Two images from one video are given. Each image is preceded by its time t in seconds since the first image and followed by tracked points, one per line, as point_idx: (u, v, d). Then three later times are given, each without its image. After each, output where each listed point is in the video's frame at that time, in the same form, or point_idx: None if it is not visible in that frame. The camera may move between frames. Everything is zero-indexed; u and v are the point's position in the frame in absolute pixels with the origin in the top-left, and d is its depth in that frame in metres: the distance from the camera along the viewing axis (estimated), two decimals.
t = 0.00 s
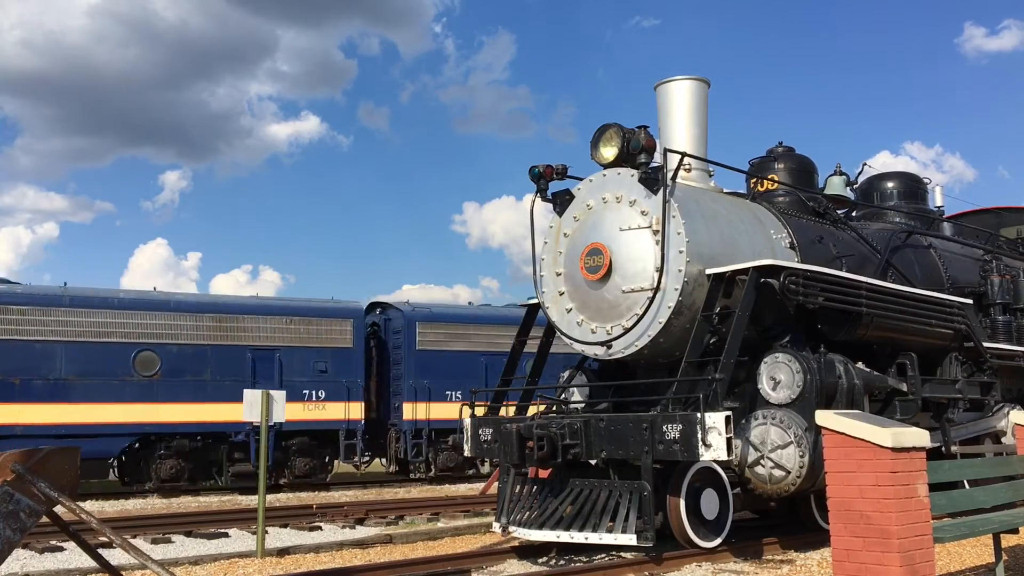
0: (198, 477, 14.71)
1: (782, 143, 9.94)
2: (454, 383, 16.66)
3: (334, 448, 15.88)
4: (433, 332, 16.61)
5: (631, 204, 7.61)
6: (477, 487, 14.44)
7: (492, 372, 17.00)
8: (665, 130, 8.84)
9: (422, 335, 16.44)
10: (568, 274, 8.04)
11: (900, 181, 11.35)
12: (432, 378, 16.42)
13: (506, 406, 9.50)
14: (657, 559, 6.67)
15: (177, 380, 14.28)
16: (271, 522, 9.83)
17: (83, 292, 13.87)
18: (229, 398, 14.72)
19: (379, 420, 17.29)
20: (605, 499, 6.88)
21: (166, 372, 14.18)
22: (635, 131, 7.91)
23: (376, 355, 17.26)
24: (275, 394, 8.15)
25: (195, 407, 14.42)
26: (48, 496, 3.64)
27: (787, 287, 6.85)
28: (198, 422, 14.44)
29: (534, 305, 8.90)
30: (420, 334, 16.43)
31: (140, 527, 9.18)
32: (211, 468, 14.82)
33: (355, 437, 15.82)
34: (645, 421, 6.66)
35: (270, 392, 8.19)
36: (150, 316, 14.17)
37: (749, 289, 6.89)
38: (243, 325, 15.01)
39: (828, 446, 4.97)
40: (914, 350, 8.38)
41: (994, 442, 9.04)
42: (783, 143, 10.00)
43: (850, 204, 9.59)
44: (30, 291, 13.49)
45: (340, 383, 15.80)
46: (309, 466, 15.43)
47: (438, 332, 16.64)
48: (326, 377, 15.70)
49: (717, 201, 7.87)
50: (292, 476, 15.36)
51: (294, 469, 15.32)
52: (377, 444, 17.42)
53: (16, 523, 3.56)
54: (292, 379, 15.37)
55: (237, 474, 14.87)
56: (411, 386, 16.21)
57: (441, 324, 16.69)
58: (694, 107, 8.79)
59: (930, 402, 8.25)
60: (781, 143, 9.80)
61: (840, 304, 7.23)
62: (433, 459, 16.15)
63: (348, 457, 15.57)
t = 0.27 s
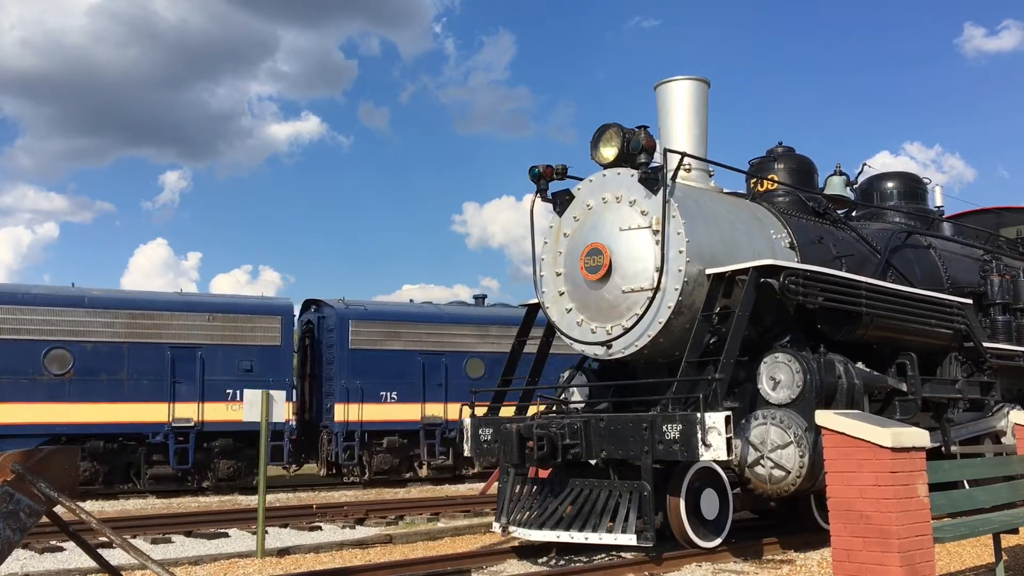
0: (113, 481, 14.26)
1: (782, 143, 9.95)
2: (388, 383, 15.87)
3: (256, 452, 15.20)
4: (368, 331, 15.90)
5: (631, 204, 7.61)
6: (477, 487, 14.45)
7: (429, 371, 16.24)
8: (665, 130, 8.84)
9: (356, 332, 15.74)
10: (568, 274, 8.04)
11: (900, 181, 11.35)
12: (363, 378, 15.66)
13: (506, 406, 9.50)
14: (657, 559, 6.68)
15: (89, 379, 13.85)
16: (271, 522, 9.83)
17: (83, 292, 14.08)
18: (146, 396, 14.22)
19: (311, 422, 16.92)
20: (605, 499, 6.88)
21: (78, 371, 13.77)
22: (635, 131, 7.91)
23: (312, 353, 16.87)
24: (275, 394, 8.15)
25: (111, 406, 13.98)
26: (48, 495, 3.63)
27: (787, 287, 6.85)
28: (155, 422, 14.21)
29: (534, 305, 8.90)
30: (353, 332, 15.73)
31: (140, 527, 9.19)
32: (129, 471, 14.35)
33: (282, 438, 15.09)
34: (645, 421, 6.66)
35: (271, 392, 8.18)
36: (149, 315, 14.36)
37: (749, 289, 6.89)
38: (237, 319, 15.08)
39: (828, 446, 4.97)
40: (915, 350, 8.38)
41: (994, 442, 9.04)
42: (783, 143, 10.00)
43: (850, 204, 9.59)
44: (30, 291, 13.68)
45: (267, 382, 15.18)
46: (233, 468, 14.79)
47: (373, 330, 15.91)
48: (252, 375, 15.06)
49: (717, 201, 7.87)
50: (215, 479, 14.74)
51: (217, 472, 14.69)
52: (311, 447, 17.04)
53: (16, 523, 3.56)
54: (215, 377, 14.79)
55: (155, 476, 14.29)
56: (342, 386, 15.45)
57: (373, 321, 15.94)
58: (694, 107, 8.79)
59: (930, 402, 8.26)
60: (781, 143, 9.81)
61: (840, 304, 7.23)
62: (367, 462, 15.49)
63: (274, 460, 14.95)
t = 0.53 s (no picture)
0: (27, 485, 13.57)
1: (782, 143, 9.94)
2: (320, 383, 15.00)
3: (178, 452, 14.58)
4: (298, 329, 14.96)
5: (631, 204, 7.61)
6: (477, 487, 14.44)
7: (363, 370, 15.37)
8: (665, 130, 8.84)
9: (285, 331, 14.79)
10: (568, 274, 8.04)
11: (900, 181, 11.35)
12: (291, 376, 14.73)
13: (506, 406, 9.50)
14: (657, 559, 6.68)
15: None
16: (271, 522, 9.83)
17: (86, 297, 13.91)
18: (55, 396, 13.50)
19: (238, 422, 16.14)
20: (605, 499, 6.88)
21: (41, 371, 13.40)
22: (636, 131, 7.91)
23: (240, 351, 15.87)
24: (275, 394, 8.15)
25: (21, 407, 13.26)
26: (48, 496, 3.63)
27: (787, 287, 6.85)
28: (65, 423, 13.45)
29: (534, 305, 8.90)
30: (280, 330, 14.78)
31: (140, 527, 9.18)
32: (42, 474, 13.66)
33: (203, 440, 14.38)
34: (645, 421, 6.66)
35: (271, 392, 8.18)
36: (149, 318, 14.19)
37: (748, 289, 6.89)
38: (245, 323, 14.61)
39: (828, 446, 4.97)
40: (915, 350, 8.38)
41: (994, 442, 9.05)
42: (783, 143, 10.00)
43: (850, 204, 9.59)
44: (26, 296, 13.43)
45: (187, 381, 14.39)
46: (151, 470, 14.09)
47: (306, 328, 15.01)
48: (171, 374, 14.28)
49: (717, 201, 7.87)
50: (133, 482, 14.02)
51: (134, 475, 13.99)
52: (237, 450, 16.26)
53: (16, 523, 3.56)
54: (132, 377, 14.04)
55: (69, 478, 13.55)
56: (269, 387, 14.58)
57: (301, 318, 14.98)
58: (694, 107, 8.79)
59: (930, 402, 8.26)
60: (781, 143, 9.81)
61: (840, 304, 7.23)
62: (296, 465, 14.80)
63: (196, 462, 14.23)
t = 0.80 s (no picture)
0: None
1: (782, 143, 9.94)
2: (243, 382, 14.37)
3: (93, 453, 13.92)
4: (220, 327, 14.35)
5: (631, 204, 7.61)
6: (477, 487, 14.45)
7: (290, 369, 14.79)
8: (665, 130, 8.84)
9: (206, 329, 14.19)
10: (568, 274, 8.04)
11: (900, 181, 11.35)
12: (212, 376, 14.14)
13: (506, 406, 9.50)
14: (657, 559, 6.68)
15: None
16: (271, 522, 9.84)
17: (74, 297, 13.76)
18: None
19: (160, 423, 14.75)
20: (605, 499, 6.88)
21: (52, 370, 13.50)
22: (635, 131, 7.91)
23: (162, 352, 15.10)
24: (275, 394, 8.15)
25: None
26: (49, 495, 3.63)
27: (787, 287, 6.85)
28: None
29: (534, 306, 8.90)
30: (202, 329, 14.18)
31: (140, 527, 9.19)
32: None
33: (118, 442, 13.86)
34: (645, 421, 6.66)
35: (271, 392, 8.19)
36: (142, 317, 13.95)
37: (749, 289, 6.89)
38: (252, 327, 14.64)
39: (828, 446, 4.97)
40: (915, 350, 8.38)
41: (994, 442, 9.05)
42: (783, 144, 10.00)
43: (850, 204, 9.59)
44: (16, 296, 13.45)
45: (102, 381, 13.86)
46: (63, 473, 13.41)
47: (226, 325, 14.38)
48: (84, 374, 13.72)
49: (717, 201, 7.87)
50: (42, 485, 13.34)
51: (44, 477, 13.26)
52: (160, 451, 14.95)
53: (16, 523, 3.56)
54: (42, 376, 13.48)
55: None
56: (188, 386, 13.94)
57: (225, 317, 14.41)
58: (694, 107, 8.79)
59: (930, 402, 8.26)
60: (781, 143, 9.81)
61: (840, 304, 7.23)
62: (220, 468, 14.24)
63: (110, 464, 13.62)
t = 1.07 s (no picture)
0: None
1: (782, 143, 9.94)
2: (161, 382, 13.65)
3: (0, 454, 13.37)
4: (136, 324, 13.63)
5: (631, 204, 7.61)
6: (477, 487, 14.43)
7: (212, 367, 14.01)
8: (665, 130, 8.84)
9: (123, 326, 13.50)
10: (568, 274, 8.04)
11: (900, 181, 11.35)
12: (128, 374, 13.42)
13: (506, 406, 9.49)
14: (657, 559, 6.67)
15: None
16: (271, 522, 9.84)
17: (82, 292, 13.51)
18: None
19: (75, 421, 13.83)
20: (605, 499, 6.88)
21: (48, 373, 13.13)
22: (635, 131, 7.91)
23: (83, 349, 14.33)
24: (275, 394, 8.15)
25: None
26: (48, 495, 3.63)
27: (787, 287, 6.85)
28: None
29: (534, 305, 8.90)
30: (118, 325, 13.49)
31: (140, 527, 9.19)
32: None
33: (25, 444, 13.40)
34: (645, 421, 6.66)
35: (271, 392, 8.18)
36: (147, 314, 13.70)
37: (749, 289, 6.89)
38: (250, 325, 14.42)
39: (828, 446, 4.97)
40: (915, 350, 8.38)
41: (994, 442, 9.05)
42: (783, 144, 10.00)
43: (850, 204, 9.59)
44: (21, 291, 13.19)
45: (9, 380, 13.38)
46: None
47: (147, 323, 13.67)
48: None
49: (717, 201, 7.87)
50: None
51: None
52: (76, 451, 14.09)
53: (16, 523, 3.56)
54: None
55: None
56: (102, 385, 13.28)
57: (140, 313, 13.65)
58: (694, 107, 8.79)
59: (930, 401, 8.26)
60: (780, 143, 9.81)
61: (840, 303, 7.23)
62: (138, 470, 13.60)
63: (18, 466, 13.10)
